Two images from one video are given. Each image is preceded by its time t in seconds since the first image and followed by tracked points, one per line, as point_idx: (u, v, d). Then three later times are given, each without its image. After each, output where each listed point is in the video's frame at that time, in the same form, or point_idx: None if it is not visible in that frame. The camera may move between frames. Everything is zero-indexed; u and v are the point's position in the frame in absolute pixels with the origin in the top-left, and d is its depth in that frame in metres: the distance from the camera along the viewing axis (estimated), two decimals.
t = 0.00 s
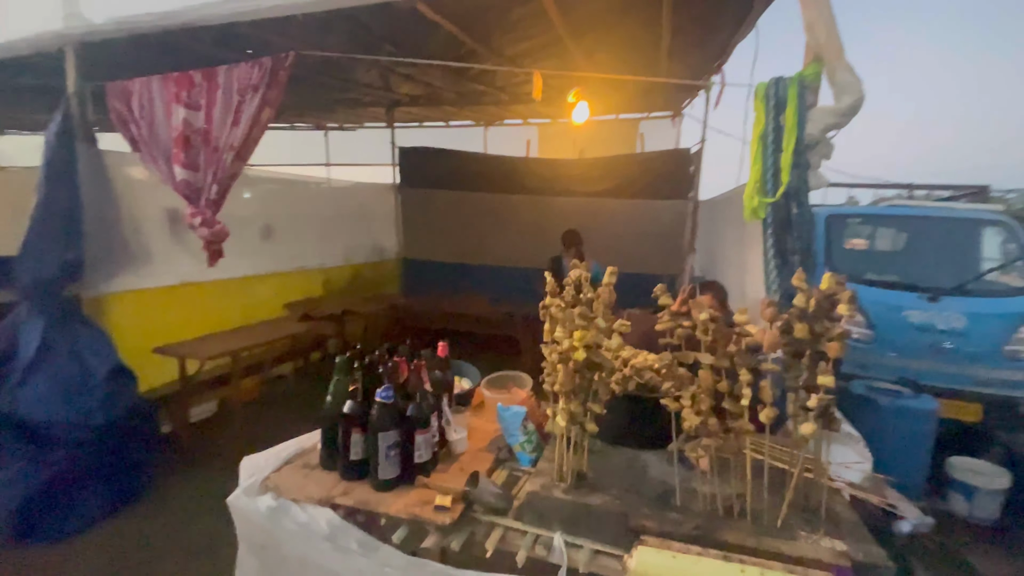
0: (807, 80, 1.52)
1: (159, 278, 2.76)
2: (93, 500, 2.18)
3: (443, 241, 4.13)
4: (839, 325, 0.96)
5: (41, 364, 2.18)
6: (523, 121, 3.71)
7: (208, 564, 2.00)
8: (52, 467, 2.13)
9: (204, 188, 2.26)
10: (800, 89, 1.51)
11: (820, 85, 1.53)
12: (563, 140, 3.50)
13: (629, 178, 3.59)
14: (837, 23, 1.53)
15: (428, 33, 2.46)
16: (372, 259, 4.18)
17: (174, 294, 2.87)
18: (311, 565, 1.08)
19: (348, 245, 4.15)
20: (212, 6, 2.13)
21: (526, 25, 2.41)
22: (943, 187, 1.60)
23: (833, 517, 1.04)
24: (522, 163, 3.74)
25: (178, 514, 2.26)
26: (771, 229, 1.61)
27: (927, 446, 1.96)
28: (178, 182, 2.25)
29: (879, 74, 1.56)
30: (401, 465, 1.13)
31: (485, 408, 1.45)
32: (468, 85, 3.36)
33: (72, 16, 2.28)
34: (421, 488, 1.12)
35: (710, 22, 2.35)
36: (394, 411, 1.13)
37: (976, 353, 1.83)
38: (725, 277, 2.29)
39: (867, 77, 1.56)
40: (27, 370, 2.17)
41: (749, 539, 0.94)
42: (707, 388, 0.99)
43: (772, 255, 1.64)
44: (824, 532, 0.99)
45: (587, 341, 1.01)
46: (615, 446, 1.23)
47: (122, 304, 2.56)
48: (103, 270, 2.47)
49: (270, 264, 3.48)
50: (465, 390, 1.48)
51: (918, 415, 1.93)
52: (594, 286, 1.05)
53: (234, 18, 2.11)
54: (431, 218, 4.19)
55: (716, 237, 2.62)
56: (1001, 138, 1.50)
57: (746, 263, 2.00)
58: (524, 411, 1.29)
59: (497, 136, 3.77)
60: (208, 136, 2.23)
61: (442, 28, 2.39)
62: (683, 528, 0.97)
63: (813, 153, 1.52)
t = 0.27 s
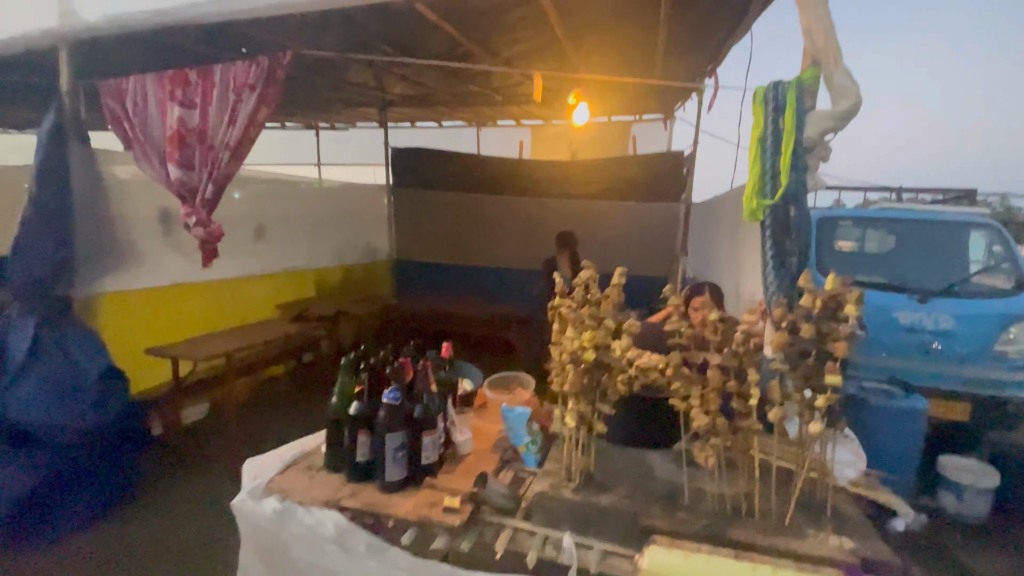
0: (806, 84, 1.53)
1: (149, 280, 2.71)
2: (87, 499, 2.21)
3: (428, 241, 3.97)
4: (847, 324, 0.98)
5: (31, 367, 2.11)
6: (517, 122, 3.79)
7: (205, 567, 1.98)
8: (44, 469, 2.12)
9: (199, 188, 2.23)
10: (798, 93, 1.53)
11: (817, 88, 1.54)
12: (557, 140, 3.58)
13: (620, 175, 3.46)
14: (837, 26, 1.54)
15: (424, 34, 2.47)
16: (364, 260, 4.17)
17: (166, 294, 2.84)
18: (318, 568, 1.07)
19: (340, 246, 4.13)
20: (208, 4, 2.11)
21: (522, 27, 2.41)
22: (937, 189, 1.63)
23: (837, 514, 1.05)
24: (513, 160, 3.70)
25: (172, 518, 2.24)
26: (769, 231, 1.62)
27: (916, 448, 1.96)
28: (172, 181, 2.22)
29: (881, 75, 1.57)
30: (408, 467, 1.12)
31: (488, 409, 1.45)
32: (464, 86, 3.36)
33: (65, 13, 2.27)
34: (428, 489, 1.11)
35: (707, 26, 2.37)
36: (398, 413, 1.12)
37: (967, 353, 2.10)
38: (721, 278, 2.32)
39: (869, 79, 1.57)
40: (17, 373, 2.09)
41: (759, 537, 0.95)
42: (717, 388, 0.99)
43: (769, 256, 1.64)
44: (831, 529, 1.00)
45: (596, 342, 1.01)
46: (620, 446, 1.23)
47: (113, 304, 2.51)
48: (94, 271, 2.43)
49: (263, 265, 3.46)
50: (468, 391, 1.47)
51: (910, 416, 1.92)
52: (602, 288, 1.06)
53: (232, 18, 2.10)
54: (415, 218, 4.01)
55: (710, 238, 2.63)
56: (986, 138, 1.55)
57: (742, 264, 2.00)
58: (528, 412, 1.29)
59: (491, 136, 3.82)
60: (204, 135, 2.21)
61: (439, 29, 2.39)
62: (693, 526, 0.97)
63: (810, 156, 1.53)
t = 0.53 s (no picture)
0: (807, 78, 1.54)
1: (141, 270, 2.68)
2: (81, 495, 2.16)
3: (431, 231, 4.25)
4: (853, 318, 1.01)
5: (21, 362, 2.06)
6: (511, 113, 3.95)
7: (205, 560, 1.97)
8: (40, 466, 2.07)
9: (195, 179, 2.21)
10: (801, 87, 1.54)
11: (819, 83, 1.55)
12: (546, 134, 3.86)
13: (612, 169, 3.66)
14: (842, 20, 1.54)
15: (422, 23, 2.44)
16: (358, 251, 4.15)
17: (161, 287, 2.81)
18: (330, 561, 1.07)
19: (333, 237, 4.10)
20: None
21: (523, 17, 2.39)
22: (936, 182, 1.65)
23: (841, 502, 1.07)
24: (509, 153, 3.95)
25: (169, 512, 2.22)
26: (770, 223, 1.62)
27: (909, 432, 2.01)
28: (167, 172, 2.18)
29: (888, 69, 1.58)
30: (420, 459, 1.13)
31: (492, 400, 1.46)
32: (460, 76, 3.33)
33: None
34: (440, 481, 1.12)
35: (707, 18, 2.37)
36: (411, 406, 1.13)
37: (955, 345, 2.13)
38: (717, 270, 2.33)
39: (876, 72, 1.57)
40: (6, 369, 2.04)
41: (770, 526, 0.96)
42: (728, 380, 1.01)
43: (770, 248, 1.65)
44: (837, 517, 1.02)
45: (609, 335, 1.02)
46: (626, 436, 1.25)
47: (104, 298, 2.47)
48: (86, 263, 2.38)
49: (256, 256, 3.43)
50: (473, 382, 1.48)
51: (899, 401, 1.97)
52: (614, 282, 1.06)
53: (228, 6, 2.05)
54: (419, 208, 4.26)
55: (705, 231, 2.64)
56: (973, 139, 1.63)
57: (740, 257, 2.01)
58: (535, 403, 1.30)
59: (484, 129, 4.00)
60: (200, 125, 2.17)
61: (438, 18, 2.36)
62: (705, 516, 0.99)
63: (812, 150, 1.55)
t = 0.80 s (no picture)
0: (812, 76, 1.54)
1: (140, 267, 2.68)
2: (82, 493, 2.14)
3: (431, 228, 4.24)
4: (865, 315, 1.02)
5: (22, 359, 2.02)
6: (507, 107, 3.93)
7: (208, 557, 1.97)
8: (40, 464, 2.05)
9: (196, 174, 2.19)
10: (806, 85, 1.54)
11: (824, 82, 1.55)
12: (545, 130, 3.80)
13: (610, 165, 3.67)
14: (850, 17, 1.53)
15: (424, 17, 2.42)
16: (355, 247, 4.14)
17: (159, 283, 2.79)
18: (346, 557, 1.07)
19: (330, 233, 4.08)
20: None
21: (525, 11, 2.38)
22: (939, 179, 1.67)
23: (850, 495, 1.09)
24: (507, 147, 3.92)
25: (172, 510, 2.21)
26: (775, 220, 1.60)
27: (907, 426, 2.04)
28: (168, 167, 2.17)
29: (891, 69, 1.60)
30: (434, 455, 1.13)
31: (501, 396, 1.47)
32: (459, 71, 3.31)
33: None
34: (454, 477, 1.12)
35: (709, 14, 2.37)
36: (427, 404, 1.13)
37: (953, 341, 2.17)
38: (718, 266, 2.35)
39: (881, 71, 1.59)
40: (7, 366, 2.00)
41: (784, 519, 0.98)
42: (741, 377, 1.03)
43: (774, 245, 1.63)
44: (847, 510, 1.04)
45: (624, 332, 1.03)
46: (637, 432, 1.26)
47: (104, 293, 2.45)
48: (84, 259, 2.36)
49: (254, 252, 3.40)
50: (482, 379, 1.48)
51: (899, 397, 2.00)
52: (629, 280, 1.07)
53: None
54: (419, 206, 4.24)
55: (704, 228, 2.66)
56: (970, 140, 1.66)
57: (740, 254, 2.03)
58: (545, 399, 1.30)
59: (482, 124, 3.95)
60: (201, 120, 2.15)
61: (440, 13, 2.35)
62: (720, 510, 1.00)
63: (817, 148, 1.54)
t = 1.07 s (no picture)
0: (812, 84, 1.53)
1: (136, 270, 2.66)
2: (77, 500, 2.11)
3: (426, 231, 4.22)
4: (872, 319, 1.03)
5: (17, 363, 1.99)
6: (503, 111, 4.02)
7: (205, 563, 1.94)
8: (35, 471, 2.02)
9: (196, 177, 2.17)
10: (806, 93, 1.52)
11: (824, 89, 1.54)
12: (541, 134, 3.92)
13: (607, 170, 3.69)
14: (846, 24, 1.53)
15: (424, 22, 2.43)
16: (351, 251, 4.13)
17: (154, 286, 2.76)
18: (358, 562, 1.07)
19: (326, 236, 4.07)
20: None
21: (526, 18, 2.39)
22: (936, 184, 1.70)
23: (858, 497, 1.10)
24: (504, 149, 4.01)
25: (169, 516, 2.19)
26: (776, 226, 1.62)
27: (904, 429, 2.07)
28: (168, 170, 2.15)
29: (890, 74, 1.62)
30: (445, 459, 1.13)
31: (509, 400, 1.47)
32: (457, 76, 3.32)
33: None
34: (466, 481, 1.12)
35: (707, 22, 2.40)
36: (437, 409, 1.13)
37: (946, 343, 2.18)
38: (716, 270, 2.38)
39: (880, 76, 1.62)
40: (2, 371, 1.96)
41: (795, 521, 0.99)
42: (752, 379, 1.04)
43: (775, 251, 1.64)
44: (856, 511, 1.05)
45: (636, 335, 1.04)
46: (646, 434, 1.27)
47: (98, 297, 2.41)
48: (81, 263, 2.33)
49: (250, 256, 3.38)
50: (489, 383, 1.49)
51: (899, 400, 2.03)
52: (641, 283, 1.08)
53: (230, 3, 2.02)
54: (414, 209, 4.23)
55: (701, 233, 2.69)
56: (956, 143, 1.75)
57: (739, 258, 2.05)
58: (552, 403, 1.30)
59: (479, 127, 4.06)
60: (202, 123, 2.14)
61: (440, 18, 2.36)
62: (732, 512, 1.01)
63: (816, 155, 1.53)
